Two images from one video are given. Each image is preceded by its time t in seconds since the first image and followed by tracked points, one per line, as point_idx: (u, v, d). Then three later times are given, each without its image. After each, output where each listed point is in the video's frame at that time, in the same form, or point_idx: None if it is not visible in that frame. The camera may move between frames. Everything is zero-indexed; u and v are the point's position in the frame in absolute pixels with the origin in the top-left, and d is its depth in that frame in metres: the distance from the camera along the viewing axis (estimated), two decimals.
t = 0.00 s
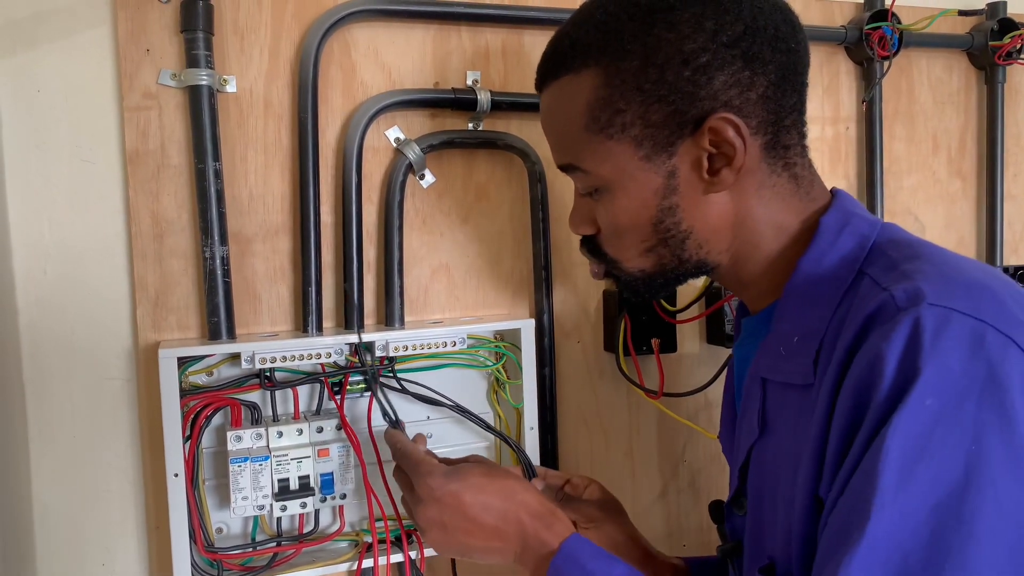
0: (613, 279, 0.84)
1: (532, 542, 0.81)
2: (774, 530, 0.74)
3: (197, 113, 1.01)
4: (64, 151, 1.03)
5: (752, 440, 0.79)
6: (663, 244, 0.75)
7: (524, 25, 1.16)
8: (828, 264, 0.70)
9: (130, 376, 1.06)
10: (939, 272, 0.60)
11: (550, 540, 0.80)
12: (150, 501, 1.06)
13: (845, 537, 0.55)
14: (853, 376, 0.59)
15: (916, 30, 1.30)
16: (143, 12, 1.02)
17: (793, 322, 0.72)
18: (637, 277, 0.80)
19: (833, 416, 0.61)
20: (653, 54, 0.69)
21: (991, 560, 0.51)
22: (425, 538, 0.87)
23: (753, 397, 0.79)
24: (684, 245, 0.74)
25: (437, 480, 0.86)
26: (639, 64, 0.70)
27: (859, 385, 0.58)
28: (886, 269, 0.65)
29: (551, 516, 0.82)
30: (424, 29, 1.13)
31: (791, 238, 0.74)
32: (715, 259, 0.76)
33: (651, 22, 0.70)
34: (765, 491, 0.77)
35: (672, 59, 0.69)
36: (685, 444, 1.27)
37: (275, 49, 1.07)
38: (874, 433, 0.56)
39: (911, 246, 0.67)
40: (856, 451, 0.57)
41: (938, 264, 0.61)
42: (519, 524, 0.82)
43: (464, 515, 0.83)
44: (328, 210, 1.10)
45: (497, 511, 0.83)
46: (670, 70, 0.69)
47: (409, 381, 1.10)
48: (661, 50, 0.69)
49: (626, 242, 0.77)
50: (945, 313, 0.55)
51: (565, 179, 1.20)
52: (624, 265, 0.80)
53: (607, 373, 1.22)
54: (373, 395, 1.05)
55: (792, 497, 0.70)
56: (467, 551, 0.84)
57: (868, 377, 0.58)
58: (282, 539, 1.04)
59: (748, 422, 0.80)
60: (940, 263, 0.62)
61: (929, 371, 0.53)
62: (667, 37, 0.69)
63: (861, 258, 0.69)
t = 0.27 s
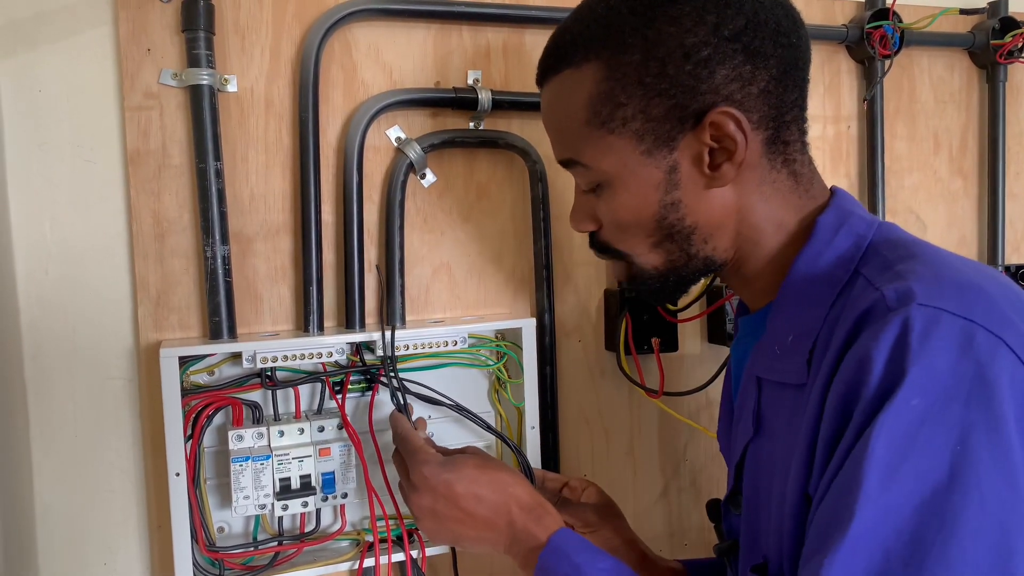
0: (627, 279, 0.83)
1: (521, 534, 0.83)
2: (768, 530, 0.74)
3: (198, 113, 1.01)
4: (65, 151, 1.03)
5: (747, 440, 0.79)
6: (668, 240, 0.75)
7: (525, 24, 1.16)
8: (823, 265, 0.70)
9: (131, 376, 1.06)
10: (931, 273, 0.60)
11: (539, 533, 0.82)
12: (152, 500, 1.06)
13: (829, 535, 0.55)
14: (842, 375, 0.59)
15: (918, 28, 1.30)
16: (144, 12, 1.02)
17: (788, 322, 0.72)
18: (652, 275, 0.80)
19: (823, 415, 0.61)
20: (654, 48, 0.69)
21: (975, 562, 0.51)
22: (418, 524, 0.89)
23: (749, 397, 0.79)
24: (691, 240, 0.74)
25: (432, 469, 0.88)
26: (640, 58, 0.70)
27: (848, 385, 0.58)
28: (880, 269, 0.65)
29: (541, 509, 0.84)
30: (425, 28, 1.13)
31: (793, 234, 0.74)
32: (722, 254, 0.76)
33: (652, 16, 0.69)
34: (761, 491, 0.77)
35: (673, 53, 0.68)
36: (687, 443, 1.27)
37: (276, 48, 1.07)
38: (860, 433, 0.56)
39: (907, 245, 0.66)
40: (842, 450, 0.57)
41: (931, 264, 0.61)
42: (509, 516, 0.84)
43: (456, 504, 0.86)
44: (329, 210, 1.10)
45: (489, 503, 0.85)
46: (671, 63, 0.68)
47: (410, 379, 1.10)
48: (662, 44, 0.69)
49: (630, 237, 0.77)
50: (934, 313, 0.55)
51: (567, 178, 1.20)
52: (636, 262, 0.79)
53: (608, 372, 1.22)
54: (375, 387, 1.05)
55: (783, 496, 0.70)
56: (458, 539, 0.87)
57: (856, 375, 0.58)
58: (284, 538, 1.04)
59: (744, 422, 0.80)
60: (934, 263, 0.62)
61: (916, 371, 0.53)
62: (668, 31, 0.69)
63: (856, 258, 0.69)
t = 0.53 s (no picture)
0: (625, 273, 0.84)
1: (510, 533, 0.82)
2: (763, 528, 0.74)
3: (199, 112, 1.01)
4: (66, 150, 1.03)
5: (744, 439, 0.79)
6: (667, 236, 0.75)
7: (526, 23, 1.16)
8: (821, 265, 0.70)
9: (133, 375, 1.06)
10: (927, 273, 0.60)
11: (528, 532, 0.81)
12: (154, 498, 1.06)
13: (818, 533, 0.55)
14: (836, 374, 0.59)
15: (918, 27, 1.30)
16: (145, 11, 1.02)
17: (785, 321, 0.72)
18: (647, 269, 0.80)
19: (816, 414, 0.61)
20: (655, 43, 0.69)
21: (963, 563, 0.51)
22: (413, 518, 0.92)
23: (746, 397, 0.79)
24: (689, 236, 0.74)
25: (426, 467, 0.89)
26: (641, 53, 0.69)
27: (841, 385, 0.58)
28: (877, 270, 0.65)
29: (532, 508, 0.83)
30: (426, 27, 1.13)
31: (794, 231, 0.74)
32: (721, 250, 0.76)
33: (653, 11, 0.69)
34: (757, 489, 0.77)
35: (674, 48, 0.68)
36: (687, 442, 1.27)
37: (277, 47, 1.07)
38: (852, 432, 0.56)
39: (904, 245, 0.66)
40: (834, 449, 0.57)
41: (928, 264, 0.61)
42: (500, 515, 0.84)
43: (448, 501, 0.87)
44: (330, 208, 1.10)
45: (480, 501, 0.85)
46: (672, 58, 0.69)
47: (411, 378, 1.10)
48: (663, 39, 0.69)
49: (630, 233, 0.77)
50: (927, 314, 0.55)
51: (567, 176, 1.20)
52: (634, 256, 0.79)
53: (609, 371, 1.22)
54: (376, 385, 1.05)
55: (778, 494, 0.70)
56: (451, 533, 0.89)
57: (849, 375, 0.58)
58: (285, 537, 1.04)
59: (742, 421, 0.80)
60: (930, 264, 0.62)
61: (908, 371, 0.53)
62: (669, 26, 0.69)
63: (854, 258, 0.69)
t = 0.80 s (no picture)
0: (615, 274, 0.84)
1: (503, 532, 0.82)
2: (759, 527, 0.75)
3: (200, 112, 1.01)
4: (67, 150, 1.03)
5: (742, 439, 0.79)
6: (661, 237, 0.75)
7: (525, 23, 1.16)
8: (818, 266, 0.70)
9: (133, 374, 1.06)
10: (922, 274, 0.60)
11: (520, 531, 0.81)
12: (154, 498, 1.07)
13: (808, 531, 0.55)
14: (829, 374, 0.59)
15: (918, 27, 1.30)
16: (146, 11, 1.02)
17: (782, 321, 0.72)
18: (640, 270, 0.80)
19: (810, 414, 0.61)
20: (647, 44, 0.69)
21: (952, 563, 0.51)
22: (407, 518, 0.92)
23: (744, 397, 0.79)
24: (682, 237, 0.74)
25: (419, 468, 0.90)
26: (633, 54, 0.70)
27: (833, 385, 0.58)
28: (873, 270, 0.65)
29: (524, 508, 0.84)
30: (426, 27, 1.13)
31: (790, 231, 0.74)
32: (715, 251, 0.76)
33: (645, 13, 0.69)
34: (754, 489, 0.78)
35: (666, 49, 0.68)
36: (688, 442, 1.27)
37: (277, 47, 1.07)
38: (844, 432, 0.56)
39: (901, 246, 0.66)
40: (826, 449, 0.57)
41: (924, 266, 0.61)
42: (492, 515, 0.85)
43: (441, 502, 0.87)
44: (331, 208, 1.10)
45: (474, 501, 0.86)
46: (664, 60, 0.68)
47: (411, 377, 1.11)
48: (654, 41, 0.69)
49: (624, 233, 0.77)
50: (920, 315, 0.55)
51: (568, 176, 1.20)
52: (626, 257, 0.80)
53: (610, 371, 1.23)
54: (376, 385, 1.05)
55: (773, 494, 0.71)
56: (444, 531, 0.89)
57: (842, 375, 0.58)
58: (286, 536, 1.04)
59: (740, 421, 0.80)
60: (926, 265, 0.62)
61: (900, 372, 0.54)
62: (661, 27, 0.69)
63: (851, 258, 0.69)
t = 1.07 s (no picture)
0: (617, 277, 0.84)
1: (505, 532, 0.83)
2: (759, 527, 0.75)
3: (201, 114, 1.01)
4: (69, 152, 1.03)
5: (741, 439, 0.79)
6: (661, 240, 0.75)
7: (526, 24, 1.16)
8: (816, 266, 0.70)
9: (135, 375, 1.06)
10: (918, 274, 0.60)
11: (521, 531, 0.81)
12: (156, 499, 1.07)
13: (801, 529, 0.55)
14: (824, 373, 0.60)
15: (918, 27, 1.30)
16: (147, 13, 1.02)
17: (781, 322, 0.72)
18: (643, 273, 0.80)
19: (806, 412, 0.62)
20: (640, 49, 0.69)
21: (945, 562, 0.51)
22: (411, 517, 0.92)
23: (744, 397, 0.79)
24: (683, 240, 0.75)
25: (423, 469, 0.89)
26: (627, 59, 0.70)
27: (829, 385, 0.59)
28: (871, 271, 0.65)
29: (526, 507, 0.84)
30: (426, 29, 1.13)
31: (789, 232, 0.74)
32: (715, 253, 0.76)
33: (638, 18, 0.70)
34: (753, 488, 0.78)
35: (660, 54, 0.69)
36: (689, 442, 1.27)
37: (278, 48, 1.07)
38: (838, 431, 0.56)
39: (899, 246, 0.66)
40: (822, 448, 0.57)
41: (921, 266, 0.61)
42: (495, 516, 0.84)
43: (446, 502, 0.87)
44: (331, 209, 1.10)
45: (478, 502, 0.85)
46: (658, 65, 0.69)
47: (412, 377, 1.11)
48: (648, 46, 0.69)
49: (625, 237, 0.77)
50: (915, 315, 0.55)
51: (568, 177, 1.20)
52: (628, 261, 0.80)
53: (611, 371, 1.23)
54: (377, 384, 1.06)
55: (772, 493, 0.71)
56: (448, 531, 0.89)
57: (837, 374, 0.58)
58: (287, 537, 1.04)
59: (739, 421, 0.80)
60: (924, 265, 0.62)
61: (894, 372, 0.54)
62: (654, 32, 0.69)
63: (850, 259, 0.69)
